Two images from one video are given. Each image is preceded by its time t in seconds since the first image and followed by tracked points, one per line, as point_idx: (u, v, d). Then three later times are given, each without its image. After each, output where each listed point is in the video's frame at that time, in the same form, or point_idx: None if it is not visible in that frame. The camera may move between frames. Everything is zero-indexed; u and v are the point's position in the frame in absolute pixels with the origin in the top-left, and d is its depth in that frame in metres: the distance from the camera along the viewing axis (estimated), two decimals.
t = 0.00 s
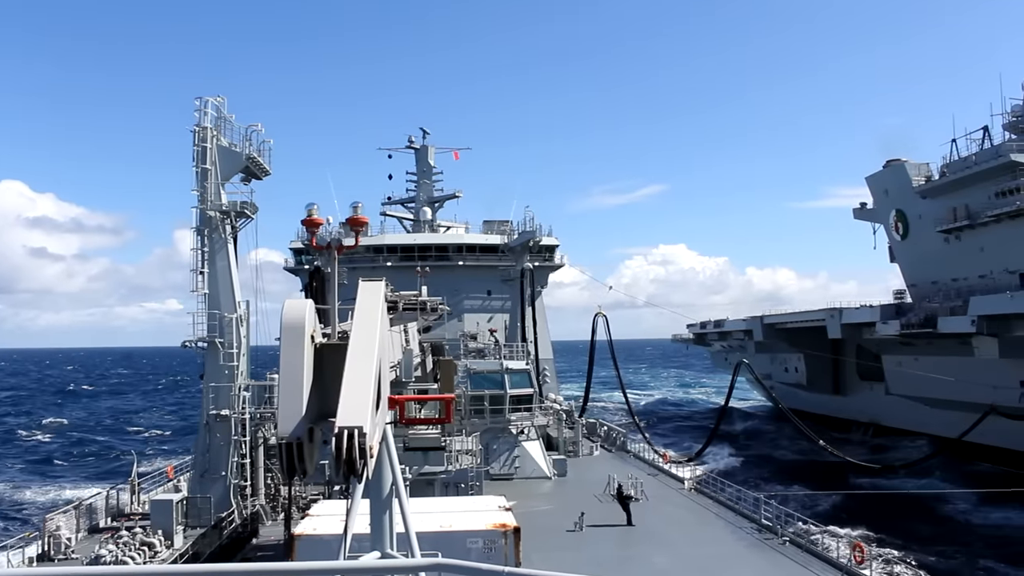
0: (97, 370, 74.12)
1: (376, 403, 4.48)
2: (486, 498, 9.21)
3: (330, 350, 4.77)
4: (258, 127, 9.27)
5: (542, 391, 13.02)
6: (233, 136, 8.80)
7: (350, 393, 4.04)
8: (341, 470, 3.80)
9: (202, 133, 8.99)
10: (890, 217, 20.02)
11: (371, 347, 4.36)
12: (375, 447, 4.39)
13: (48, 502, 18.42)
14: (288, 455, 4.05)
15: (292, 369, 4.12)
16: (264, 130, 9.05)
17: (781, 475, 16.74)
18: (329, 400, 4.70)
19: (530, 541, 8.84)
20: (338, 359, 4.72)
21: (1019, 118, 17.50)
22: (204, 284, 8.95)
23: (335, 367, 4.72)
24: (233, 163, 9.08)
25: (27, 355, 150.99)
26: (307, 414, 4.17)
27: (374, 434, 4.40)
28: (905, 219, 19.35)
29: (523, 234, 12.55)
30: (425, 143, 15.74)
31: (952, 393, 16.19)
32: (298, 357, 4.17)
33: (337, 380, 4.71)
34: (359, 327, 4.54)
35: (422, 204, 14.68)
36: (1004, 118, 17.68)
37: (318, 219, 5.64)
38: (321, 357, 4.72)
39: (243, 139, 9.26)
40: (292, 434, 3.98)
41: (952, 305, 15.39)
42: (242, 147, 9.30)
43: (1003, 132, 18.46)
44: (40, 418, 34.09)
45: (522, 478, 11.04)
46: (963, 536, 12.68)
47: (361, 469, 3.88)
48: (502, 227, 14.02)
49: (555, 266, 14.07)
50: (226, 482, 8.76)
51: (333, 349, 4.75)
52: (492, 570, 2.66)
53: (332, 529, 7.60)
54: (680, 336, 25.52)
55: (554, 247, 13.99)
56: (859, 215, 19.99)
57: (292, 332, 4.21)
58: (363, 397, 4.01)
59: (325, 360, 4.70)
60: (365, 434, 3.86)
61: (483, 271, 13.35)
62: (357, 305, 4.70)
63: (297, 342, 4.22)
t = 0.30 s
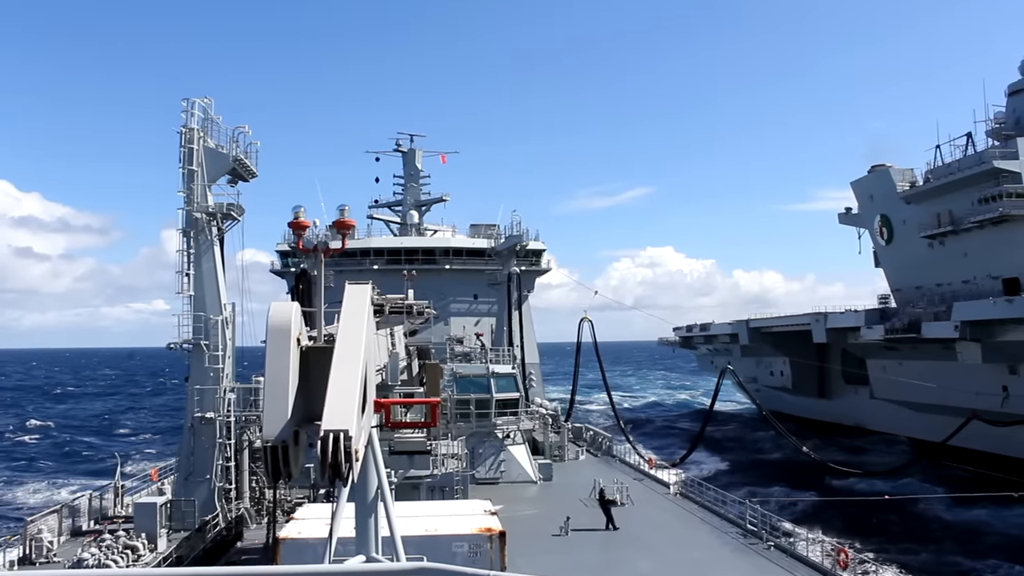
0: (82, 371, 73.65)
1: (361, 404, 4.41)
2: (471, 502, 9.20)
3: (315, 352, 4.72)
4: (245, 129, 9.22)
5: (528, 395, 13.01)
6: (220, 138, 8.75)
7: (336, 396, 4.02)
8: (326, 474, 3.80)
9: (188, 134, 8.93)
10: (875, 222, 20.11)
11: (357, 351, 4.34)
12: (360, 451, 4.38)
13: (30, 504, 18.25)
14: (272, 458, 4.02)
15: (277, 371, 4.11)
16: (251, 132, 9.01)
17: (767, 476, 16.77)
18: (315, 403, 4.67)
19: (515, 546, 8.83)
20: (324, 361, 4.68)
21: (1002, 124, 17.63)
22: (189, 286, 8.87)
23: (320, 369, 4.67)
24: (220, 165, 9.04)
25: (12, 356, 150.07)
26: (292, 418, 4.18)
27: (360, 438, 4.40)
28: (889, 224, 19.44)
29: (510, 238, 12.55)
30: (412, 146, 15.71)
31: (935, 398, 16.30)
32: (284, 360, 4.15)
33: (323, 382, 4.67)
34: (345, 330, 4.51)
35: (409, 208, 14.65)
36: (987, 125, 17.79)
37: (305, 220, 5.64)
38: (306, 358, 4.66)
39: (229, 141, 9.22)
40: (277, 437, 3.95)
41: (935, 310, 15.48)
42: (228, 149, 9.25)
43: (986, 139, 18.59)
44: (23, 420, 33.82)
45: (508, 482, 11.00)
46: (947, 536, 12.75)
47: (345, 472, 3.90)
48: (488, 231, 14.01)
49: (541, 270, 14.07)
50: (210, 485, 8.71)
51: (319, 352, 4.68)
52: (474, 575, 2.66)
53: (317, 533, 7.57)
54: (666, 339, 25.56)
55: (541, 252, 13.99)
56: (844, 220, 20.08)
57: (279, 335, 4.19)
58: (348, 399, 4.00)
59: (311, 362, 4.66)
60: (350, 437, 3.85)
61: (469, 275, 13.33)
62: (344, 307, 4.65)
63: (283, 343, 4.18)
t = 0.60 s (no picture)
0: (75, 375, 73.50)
1: (354, 410, 4.38)
2: (464, 508, 9.18)
3: (307, 358, 4.69)
4: (238, 133, 9.20)
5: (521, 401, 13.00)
6: (213, 143, 8.73)
7: (328, 402, 3.99)
8: (318, 480, 3.76)
9: (181, 139, 8.91)
10: (867, 227, 20.14)
11: (350, 356, 4.30)
12: (353, 458, 4.35)
13: (22, 509, 18.17)
14: (265, 464, 3.98)
15: (270, 376, 4.03)
16: (244, 137, 8.99)
17: (761, 479, 16.78)
18: (307, 408, 4.62)
19: (508, 551, 8.82)
20: (317, 366, 4.64)
21: (993, 130, 17.68)
22: (182, 291, 8.83)
23: (313, 375, 4.63)
24: (214, 170, 9.01)
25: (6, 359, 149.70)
26: (285, 424, 4.14)
27: (353, 444, 4.37)
28: (881, 229, 19.47)
29: (503, 244, 12.54)
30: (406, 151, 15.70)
31: (926, 403, 16.35)
32: (276, 363, 4.08)
33: (316, 388, 4.64)
34: (338, 335, 4.47)
35: (403, 213, 14.64)
36: (978, 131, 17.83)
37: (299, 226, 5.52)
38: (299, 365, 4.63)
39: (223, 145, 9.20)
40: (269, 443, 3.90)
41: (927, 315, 15.51)
42: (222, 154, 9.23)
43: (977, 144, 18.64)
44: (16, 424, 33.71)
45: (500, 488, 11.01)
46: (940, 538, 12.76)
47: (338, 478, 3.83)
48: (482, 236, 14.00)
49: (535, 276, 14.06)
50: (202, 490, 8.68)
51: (310, 357, 4.65)
52: None
53: (309, 538, 7.54)
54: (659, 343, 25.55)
55: (534, 257, 13.98)
56: (836, 225, 20.11)
57: (271, 340, 4.11)
58: (341, 405, 3.98)
59: (303, 367, 4.62)
60: (342, 443, 3.84)
61: (463, 281, 13.33)
62: (337, 313, 4.60)
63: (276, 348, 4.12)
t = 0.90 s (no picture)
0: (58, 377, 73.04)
1: (335, 413, 4.32)
2: (447, 511, 9.14)
3: (288, 361, 4.61)
4: (222, 135, 9.14)
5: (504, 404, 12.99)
6: (197, 145, 8.67)
7: (308, 406, 3.94)
8: (298, 484, 3.72)
9: (164, 140, 8.85)
10: (849, 230, 20.22)
11: (330, 358, 4.24)
12: (333, 461, 4.28)
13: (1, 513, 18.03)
14: (245, 468, 3.88)
15: (250, 379, 3.94)
16: (228, 139, 8.94)
17: (746, 479, 16.81)
18: (289, 410, 4.54)
19: (491, 555, 8.80)
20: (298, 368, 4.55)
21: (973, 134, 17.79)
22: (165, 293, 8.77)
23: (294, 376, 4.54)
24: (197, 172, 8.96)
25: None
26: (264, 427, 4.03)
27: (333, 447, 4.31)
28: (862, 232, 19.55)
29: (487, 247, 12.53)
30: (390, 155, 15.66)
31: (906, 406, 16.44)
32: (257, 367, 4.02)
33: (297, 391, 4.56)
34: (319, 337, 4.40)
35: (387, 216, 14.60)
36: (958, 135, 17.93)
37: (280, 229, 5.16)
38: (279, 367, 4.54)
39: (206, 147, 9.13)
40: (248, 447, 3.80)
41: (907, 318, 15.57)
42: (205, 155, 9.17)
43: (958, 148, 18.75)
44: None
45: (484, 491, 11.00)
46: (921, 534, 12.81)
47: (318, 481, 3.80)
48: (466, 239, 13.98)
49: (519, 279, 14.05)
50: (184, 494, 8.63)
51: (292, 359, 4.56)
52: None
53: (291, 542, 7.48)
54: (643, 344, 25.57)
55: (518, 261, 13.97)
56: (818, 227, 20.19)
57: (252, 343, 4.01)
58: (321, 408, 3.92)
59: (284, 369, 4.54)
60: (322, 446, 3.79)
61: (447, 283, 13.31)
62: (317, 316, 4.53)
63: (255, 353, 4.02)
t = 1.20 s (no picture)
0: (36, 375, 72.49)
1: (312, 414, 4.26)
2: (425, 512, 9.10)
3: (266, 361, 4.53)
4: (203, 132, 9.07)
5: (484, 406, 12.99)
6: (177, 142, 8.59)
7: (285, 406, 3.87)
8: (273, 483, 3.68)
9: (144, 137, 8.76)
10: (828, 234, 20.32)
11: (308, 356, 4.19)
12: (311, 460, 4.23)
13: None
14: (221, 468, 3.79)
15: (227, 378, 3.84)
16: (209, 137, 8.87)
17: (726, 479, 16.85)
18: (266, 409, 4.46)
19: (469, 556, 8.79)
20: (276, 368, 4.48)
21: (950, 140, 17.92)
22: (143, 291, 8.69)
23: (271, 375, 4.49)
24: (177, 169, 8.88)
25: None
26: (241, 426, 3.95)
27: (311, 446, 4.26)
28: (841, 235, 19.65)
29: (468, 249, 12.52)
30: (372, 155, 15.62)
31: (883, 409, 16.55)
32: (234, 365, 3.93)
33: (275, 391, 4.48)
34: (297, 336, 4.33)
35: (368, 216, 14.55)
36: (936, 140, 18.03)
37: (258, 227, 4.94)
38: (257, 366, 4.46)
39: (187, 145, 9.05)
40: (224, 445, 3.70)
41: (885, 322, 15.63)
42: (185, 153, 9.09)
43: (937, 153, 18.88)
44: None
45: (463, 492, 11.00)
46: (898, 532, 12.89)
47: (294, 481, 3.74)
48: (447, 240, 13.96)
49: (500, 280, 14.04)
50: (161, 493, 8.57)
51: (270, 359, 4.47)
52: None
53: (268, 542, 7.44)
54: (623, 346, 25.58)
55: (499, 262, 13.96)
56: (798, 230, 20.29)
57: (229, 342, 3.91)
58: (299, 408, 3.86)
59: (261, 368, 4.47)
60: (299, 447, 3.74)
61: (427, 284, 13.29)
62: (296, 314, 4.45)
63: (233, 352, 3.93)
